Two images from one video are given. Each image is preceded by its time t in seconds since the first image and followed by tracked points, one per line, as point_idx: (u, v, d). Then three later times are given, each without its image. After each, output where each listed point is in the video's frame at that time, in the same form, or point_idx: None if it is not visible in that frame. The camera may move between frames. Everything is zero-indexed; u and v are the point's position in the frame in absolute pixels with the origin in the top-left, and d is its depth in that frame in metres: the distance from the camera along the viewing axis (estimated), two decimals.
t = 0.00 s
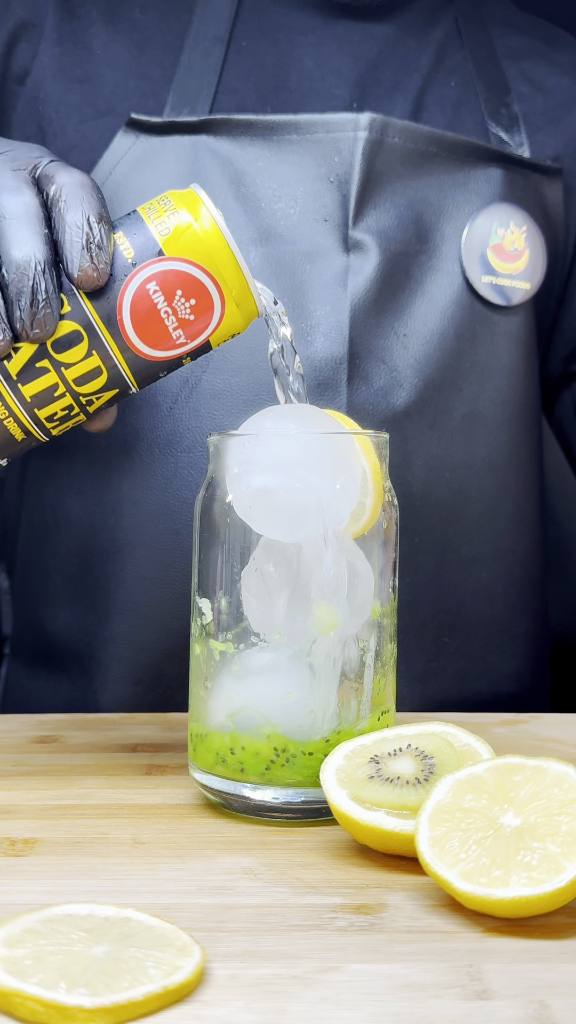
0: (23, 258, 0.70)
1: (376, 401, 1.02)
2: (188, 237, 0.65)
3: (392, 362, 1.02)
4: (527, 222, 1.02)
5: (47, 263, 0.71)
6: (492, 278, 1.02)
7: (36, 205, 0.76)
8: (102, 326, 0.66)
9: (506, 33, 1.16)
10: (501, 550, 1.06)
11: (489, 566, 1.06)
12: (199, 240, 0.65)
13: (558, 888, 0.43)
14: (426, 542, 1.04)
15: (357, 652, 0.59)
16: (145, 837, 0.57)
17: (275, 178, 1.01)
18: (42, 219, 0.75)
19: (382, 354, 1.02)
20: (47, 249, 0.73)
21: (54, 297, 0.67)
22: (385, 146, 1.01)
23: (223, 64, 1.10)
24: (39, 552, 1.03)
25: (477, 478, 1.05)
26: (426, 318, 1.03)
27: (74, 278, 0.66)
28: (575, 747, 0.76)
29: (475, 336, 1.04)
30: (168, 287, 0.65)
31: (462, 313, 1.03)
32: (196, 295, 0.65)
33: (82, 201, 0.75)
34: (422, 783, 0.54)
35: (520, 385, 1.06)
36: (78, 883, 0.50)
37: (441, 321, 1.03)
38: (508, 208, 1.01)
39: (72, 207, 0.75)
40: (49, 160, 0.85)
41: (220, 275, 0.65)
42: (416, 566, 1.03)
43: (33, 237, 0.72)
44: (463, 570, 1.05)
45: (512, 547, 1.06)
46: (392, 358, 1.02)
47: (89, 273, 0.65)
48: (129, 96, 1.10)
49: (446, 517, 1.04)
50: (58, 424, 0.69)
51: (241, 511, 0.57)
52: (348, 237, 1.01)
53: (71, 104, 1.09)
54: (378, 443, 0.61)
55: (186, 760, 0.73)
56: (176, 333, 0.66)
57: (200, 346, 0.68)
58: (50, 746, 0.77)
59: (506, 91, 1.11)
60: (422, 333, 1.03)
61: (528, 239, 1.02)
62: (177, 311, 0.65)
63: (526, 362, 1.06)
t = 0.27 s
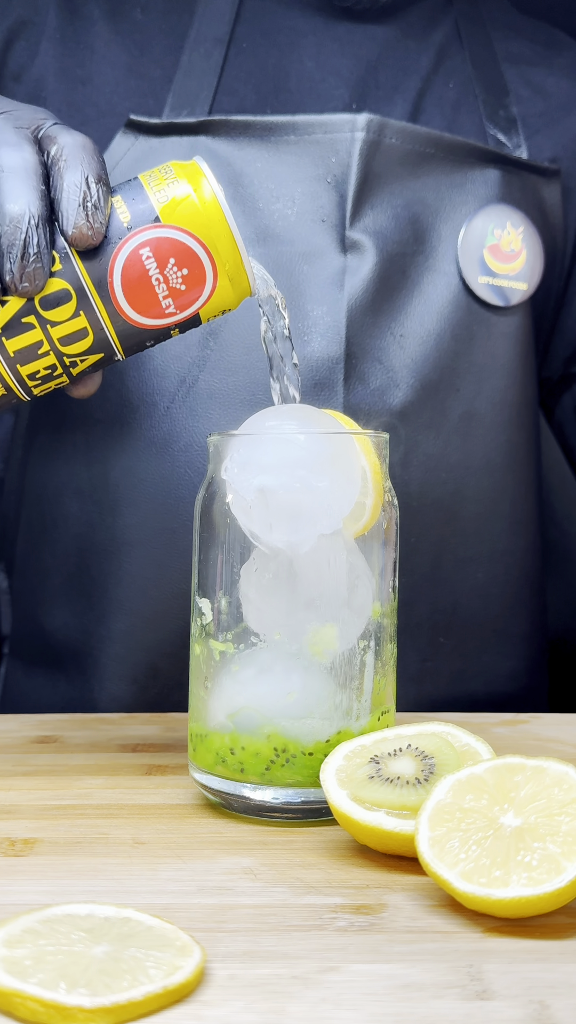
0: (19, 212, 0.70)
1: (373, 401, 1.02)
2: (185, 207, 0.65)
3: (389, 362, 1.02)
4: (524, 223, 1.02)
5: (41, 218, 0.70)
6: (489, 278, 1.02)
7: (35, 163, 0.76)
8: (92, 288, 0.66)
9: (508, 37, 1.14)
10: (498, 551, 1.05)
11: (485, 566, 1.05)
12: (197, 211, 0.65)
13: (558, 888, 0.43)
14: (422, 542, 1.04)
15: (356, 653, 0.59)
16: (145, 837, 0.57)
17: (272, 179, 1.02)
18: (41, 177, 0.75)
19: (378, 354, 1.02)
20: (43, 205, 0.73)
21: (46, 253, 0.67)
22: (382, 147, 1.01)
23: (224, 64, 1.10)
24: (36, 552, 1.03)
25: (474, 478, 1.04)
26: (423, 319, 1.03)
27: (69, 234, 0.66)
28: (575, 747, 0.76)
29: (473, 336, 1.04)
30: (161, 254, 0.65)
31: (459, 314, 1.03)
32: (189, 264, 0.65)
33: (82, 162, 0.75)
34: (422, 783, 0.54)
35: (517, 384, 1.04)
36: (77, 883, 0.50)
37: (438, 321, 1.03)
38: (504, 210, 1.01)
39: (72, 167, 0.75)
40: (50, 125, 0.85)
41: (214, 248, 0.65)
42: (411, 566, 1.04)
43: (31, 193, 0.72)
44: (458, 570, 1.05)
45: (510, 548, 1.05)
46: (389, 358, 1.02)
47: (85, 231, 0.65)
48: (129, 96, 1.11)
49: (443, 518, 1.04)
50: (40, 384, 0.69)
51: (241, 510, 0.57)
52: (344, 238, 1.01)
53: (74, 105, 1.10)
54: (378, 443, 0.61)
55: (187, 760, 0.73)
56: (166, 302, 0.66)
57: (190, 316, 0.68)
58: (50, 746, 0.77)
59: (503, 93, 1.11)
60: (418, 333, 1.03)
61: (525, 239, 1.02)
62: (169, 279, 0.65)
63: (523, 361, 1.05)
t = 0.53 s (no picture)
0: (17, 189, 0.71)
1: (373, 401, 1.02)
2: (185, 191, 0.65)
3: (388, 362, 1.02)
4: (524, 223, 1.02)
5: (39, 195, 0.71)
6: (489, 278, 1.02)
7: (37, 141, 0.76)
8: (88, 269, 0.66)
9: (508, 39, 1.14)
10: (497, 551, 1.05)
11: (485, 566, 1.05)
12: (196, 195, 0.65)
13: (559, 889, 0.43)
14: (422, 542, 1.04)
15: (356, 653, 0.59)
16: (146, 837, 0.57)
17: (273, 179, 1.02)
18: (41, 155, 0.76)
19: (377, 353, 1.02)
20: (42, 183, 0.73)
21: (43, 229, 0.67)
22: (382, 147, 1.01)
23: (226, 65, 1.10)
24: (36, 551, 1.03)
25: (473, 478, 1.04)
26: (423, 319, 1.03)
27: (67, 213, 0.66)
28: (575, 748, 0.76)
29: (473, 336, 1.04)
30: (158, 236, 0.65)
31: (459, 313, 1.03)
32: (186, 249, 0.65)
33: (84, 142, 0.75)
34: (422, 783, 0.54)
35: (517, 386, 1.05)
36: (77, 882, 0.50)
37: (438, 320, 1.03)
38: (503, 210, 1.02)
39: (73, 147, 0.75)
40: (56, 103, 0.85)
41: (212, 234, 0.65)
42: (411, 566, 1.04)
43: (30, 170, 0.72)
44: (458, 570, 1.05)
45: (509, 548, 1.06)
46: (389, 358, 1.02)
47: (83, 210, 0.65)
48: (130, 96, 1.11)
49: (442, 518, 1.04)
50: (31, 360, 0.69)
51: (245, 508, 0.57)
52: (345, 238, 1.01)
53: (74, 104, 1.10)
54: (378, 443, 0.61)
55: (187, 760, 0.73)
56: (161, 285, 0.66)
57: (186, 302, 0.68)
58: (50, 746, 0.77)
59: (504, 94, 1.10)
60: (417, 333, 1.03)
61: (525, 239, 1.02)
62: (164, 262, 0.65)
63: (523, 363, 1.05)
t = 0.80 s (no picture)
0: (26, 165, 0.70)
1: (373, 401, 1.02)
2: (193, 176, 0.65)
3: (389, 362, 1.02)
4: (525, 223, 1.02)
5: (47, 174, 0.70)
6: (490, 278, 1.02)
7: (46, 122, 0.76)
8: (93, 252, 0.66)
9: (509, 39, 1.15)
10: (497, 550, 1.05)
11: (486, 565, 1.05)
12: (204, 181, 0.65)
13: (559, 889, 0.43)
14: (422, 541, 1.04)
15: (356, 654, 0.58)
16: (145, 837, 0.57)
17: (275, 179, 1.02)
18: (50, 136, 0.75)
19: (378, 353, 1.02)
20: (50, 161, 0.72)
21: (49, 208, 0.66)
22: (383, 148, 1.01)
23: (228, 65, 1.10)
24: (39, 550, 1.03)
25: (474, 478, 1.04)
26: (424, 319, 1.03)
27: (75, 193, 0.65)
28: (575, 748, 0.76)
29: (473, 337, 1.04)
30: (165, 221, 0.65)
31: (460, 313, 1.03)
32: (192, 234, 0.65)
33: (93, 125, 0.75)
34: (421, 783, 0.54)
35: (517, 386, 1.05)
36: (77, 882, 0.50)
37: (439, 321, 1.03)
38: (505, 210, 1.01)
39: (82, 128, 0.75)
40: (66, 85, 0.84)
41: (218, 221, 0.65)
42: (411, 565, 1.04)
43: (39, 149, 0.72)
44: (458, 569, 1.05)
45: (509, 547, 1.06)
46: (389, 357, 1.02)
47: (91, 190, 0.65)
48: (133, 96, 1.11)
49: (443, 517, 1.04)
50: (33, 338, 0.68)
51: (245, 513, 0.58)
52: (345, 238, 1.01)
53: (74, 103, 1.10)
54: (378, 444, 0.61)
55: (188, 760, 0.73)
56: (166, 270, 0.66)
57: (189, 288, 0.68)
58: (50, 745, 0.77)
59: (505, 95, 1.10)
60: (418, 332, 1.03)
61: (526, 240, 1.02)
62: (170, 247, 0.65)
63: (524, 364, 1.05)
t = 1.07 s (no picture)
0: (24, 147, 0.70)
1: (373, 400, 1.02)
2: (191, 164, 0.65)
3: (389, 361, 1.02)
4: (524, 223, 1.03)
5: (45, 155, 0.70)
6: (490, 278, 1.02)
7: (47, 105, 0.76)
8: (89, 234, 0.66)
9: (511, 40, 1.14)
10: (497, 550, 1.05)
11: (485, 564, 1.05)
12: (202, 169, 0.65)
13: (559, 889, 0.43)
14: (422, 540, 1.04)
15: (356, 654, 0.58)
16: (145, 837, 0.57)
17: (275, 179, 1.02)
18: (50, 119, 0.75)
19: (378, 353, 1.02)
20: (48, 143, 0.72)
21: (46, 187, 0.66)
22: (383, 147, 1.01)
23: (228, 67, 1.10)
24: (40, 549, 1.03)
25: (473, 477, 1.04)
26: (423, 318, 1.03)
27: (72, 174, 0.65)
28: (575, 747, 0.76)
29: (473, 336, 1.04)
30: (161, 206, 0.65)
31: (460, 312, 1.03)
32: (188, 221, 0.65)
33: (93, 108, 0.75)
34: (421, 783, 0.54)
35: (518, 385, 1.04)
36: (77, 882, 0.50)
37: (439, 321, 1.03)
38: (505, 210, 1.02)
39: (81, 110, 0.74)
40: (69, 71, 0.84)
41: (215, 208, 0.65)
42: (412, 564, 1.04)
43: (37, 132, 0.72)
44: (458, 568, 1.05)
45: (509, 546, 1.05)
46: (389, 357, 1.02)
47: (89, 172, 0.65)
48: (134, 96, 1.11)
49: (443, 517, 1.04)
50: (26, 320, 0.68)
51: (244, 513, 0.58)
52: (346, 237, 1.01)
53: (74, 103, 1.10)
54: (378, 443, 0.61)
55: (188, 760, 0.73)
56: (160, 255, 0.66)
57: (182, 275, 0.68)
58: (50, 746, 0.77)
59: (506, 95, 1.11)
60: (418, 332, 1.03)
61: (526, 239, 1.03)
62: (166, 232, 0.65)
63: (524, 363, 1.05)
